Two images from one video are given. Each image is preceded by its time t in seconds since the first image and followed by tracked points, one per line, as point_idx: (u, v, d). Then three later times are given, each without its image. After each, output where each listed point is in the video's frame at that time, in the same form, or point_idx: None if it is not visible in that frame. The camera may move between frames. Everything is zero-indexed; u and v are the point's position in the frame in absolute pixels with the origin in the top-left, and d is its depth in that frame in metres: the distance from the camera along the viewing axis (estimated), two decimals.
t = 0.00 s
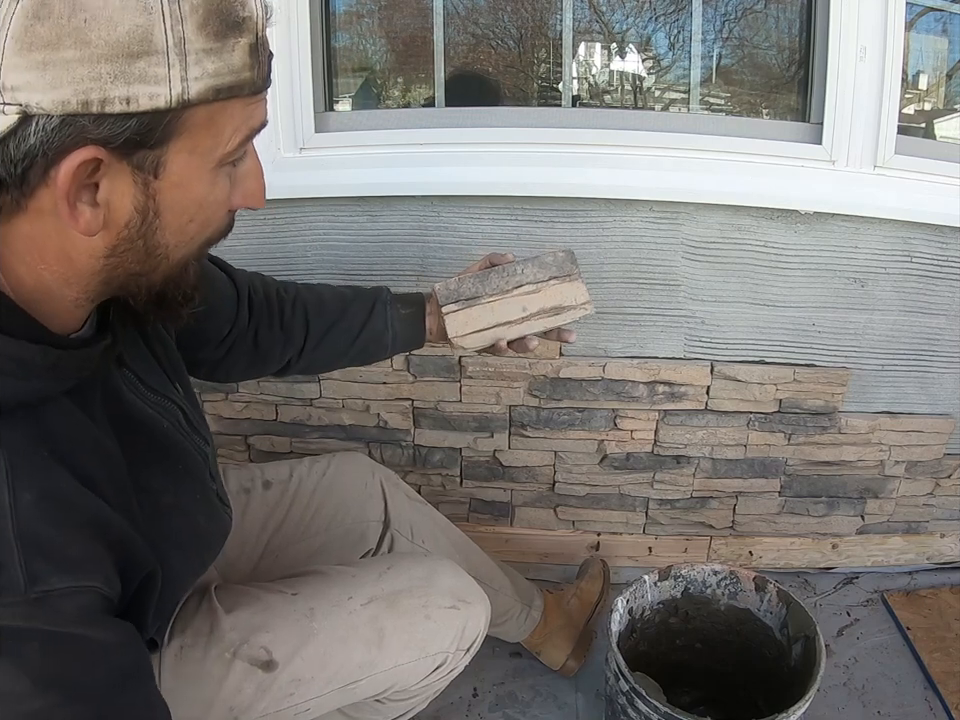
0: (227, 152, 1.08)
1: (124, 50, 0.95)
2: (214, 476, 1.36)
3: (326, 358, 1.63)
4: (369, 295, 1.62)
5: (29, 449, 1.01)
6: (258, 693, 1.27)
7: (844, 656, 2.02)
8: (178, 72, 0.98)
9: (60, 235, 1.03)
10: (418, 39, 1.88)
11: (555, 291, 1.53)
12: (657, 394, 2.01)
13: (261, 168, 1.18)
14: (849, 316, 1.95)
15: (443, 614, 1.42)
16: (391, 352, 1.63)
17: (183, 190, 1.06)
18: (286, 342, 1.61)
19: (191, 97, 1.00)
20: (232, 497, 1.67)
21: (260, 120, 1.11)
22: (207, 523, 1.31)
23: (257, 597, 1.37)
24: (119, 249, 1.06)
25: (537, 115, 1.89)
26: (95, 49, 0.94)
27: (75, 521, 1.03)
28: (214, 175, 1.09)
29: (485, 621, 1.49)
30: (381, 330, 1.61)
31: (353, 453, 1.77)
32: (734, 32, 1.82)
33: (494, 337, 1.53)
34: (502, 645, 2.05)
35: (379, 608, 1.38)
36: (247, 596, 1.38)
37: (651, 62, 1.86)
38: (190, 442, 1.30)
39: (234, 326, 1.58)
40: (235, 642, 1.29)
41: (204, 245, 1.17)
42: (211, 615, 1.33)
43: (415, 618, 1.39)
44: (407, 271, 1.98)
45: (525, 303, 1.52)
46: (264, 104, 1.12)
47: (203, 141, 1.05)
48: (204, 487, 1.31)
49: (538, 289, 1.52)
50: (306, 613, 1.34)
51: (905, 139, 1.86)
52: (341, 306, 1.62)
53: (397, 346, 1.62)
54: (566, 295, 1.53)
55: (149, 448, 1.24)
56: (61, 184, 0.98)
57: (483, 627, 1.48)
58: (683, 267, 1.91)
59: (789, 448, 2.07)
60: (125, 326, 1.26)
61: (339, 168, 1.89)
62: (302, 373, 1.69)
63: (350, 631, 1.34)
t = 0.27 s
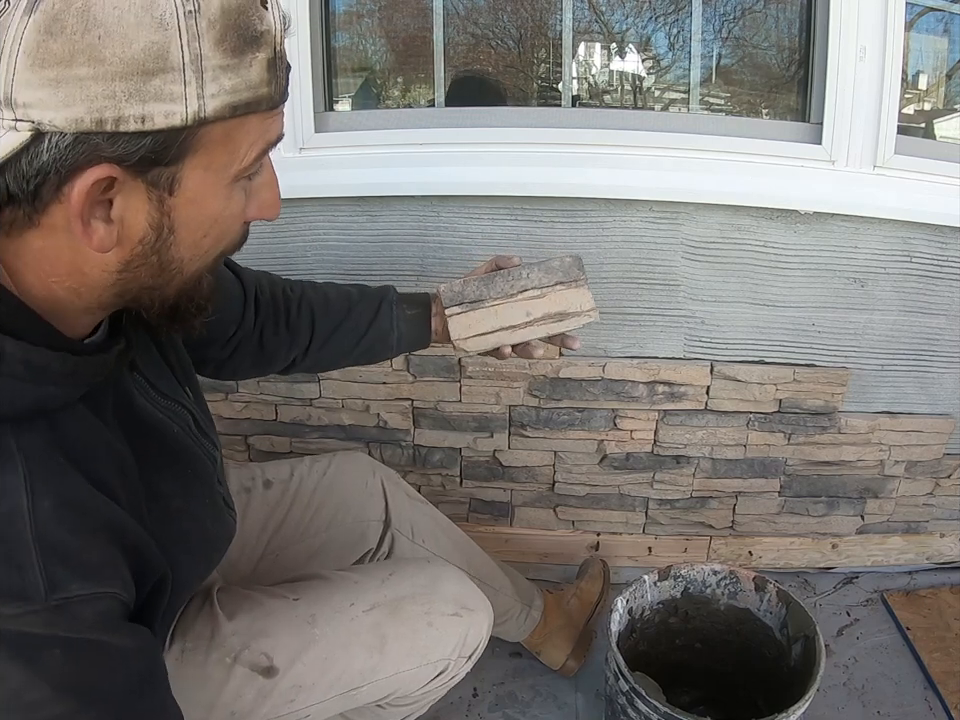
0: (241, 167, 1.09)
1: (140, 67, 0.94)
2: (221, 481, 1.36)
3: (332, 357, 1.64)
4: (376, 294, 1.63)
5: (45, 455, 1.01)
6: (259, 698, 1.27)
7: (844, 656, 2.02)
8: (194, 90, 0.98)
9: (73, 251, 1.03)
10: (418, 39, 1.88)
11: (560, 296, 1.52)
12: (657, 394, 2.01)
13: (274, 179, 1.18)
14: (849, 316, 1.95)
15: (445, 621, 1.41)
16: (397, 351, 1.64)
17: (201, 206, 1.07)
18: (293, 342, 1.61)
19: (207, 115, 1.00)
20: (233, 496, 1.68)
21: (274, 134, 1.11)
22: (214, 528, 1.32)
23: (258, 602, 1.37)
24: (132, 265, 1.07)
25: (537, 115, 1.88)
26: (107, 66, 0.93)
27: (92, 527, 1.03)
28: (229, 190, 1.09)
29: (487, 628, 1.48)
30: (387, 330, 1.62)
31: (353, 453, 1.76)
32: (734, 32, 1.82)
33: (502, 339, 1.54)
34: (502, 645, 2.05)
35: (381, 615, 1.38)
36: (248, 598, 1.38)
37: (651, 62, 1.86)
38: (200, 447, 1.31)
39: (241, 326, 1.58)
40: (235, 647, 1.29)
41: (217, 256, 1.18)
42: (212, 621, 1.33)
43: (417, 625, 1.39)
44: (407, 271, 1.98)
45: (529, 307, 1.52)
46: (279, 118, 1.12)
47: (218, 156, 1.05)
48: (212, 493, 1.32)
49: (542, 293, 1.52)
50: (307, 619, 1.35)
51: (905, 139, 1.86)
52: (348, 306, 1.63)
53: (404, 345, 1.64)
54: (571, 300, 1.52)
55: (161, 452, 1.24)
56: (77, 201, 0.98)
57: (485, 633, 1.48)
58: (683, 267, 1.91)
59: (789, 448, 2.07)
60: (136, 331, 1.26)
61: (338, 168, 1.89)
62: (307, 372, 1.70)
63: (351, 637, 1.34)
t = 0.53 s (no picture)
0: (182, 165, 0.99)
1: (77, 24, 0.93)
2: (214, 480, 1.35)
3: (316, 359, 1.63)
4: (358, 295, 1.62)
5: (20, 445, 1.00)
6: (259, 706, 1.27)
7: (844, 656, 2.02)
8: (125, 58, 0.94)
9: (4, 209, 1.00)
10: (417, 39, 1.88)
11: (543, 296, 1.53)
12: (657, 394, 2.01)
13: (242, 210, 1.08)
14: (849, 316, 1.95)
15: (448, 629, 1.41)
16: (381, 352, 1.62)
17: (126, 193, 0.99)
18: (277, 344, 1.61)
19: (134, 89, 0.95)
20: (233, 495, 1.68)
21: (231, 147, 1.02)
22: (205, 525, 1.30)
23: (259, 608, 1.37)
24: (51, 243, 1.00)
25: (537, 115, 1.88)
26: (53, 21, 0.94)
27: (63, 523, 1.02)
28: (163, 191, 1.00)
29: (490, 636, 1.48)
30: (370, 331, 1.60)
31: (355, 451, 1.76)
32: (733, 32, 1.82)
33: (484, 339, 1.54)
34: (501, 645, 2.05)
35: (383, 624, 1.38)
36: (248, 606, 1.38)
37: (651, 62, 1.86)
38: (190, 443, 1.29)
39: (226, 329, 1.57)
40: (237, 655, 1.29)
41: (162, 278, 1.07)
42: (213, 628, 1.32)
43: (419, 633, 1.39)
44: (407, 271, 1.98)
45: (512, 308, 1.53)
46: (242, 132, 1.03)
47: (151, 145, 0.98)
48: (204, 489, 1.30)
49: (525, 294, 1.52)
50: (309, 626, 1.34)
51: (905, 139, 1.86)
52: (330, 307, 1.61)
53: (386, 347, 1.62)
54: (553, 301, 1.53)
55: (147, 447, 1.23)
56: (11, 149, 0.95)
57: (488, 642, 1.48)
58: (683, 267, 1.91)
59: (789, 448, 2.07)
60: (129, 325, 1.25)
61: (338, 168, 1.89)
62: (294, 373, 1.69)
63: (353, 646, 1.34)
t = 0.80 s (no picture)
0: (60, 125, 0.93)
1: None
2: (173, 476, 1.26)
3: (265, 395, 1.64)
4: (311, 338, 1.65)
5: None
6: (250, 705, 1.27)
7: (844, 656, 2.02)
8: None
9: None
10: (417, 39, 1.88)
11: (494, 354, 1.56)
12: (656, 394, 2.01)
13: (138, 185, 1.02)
14: (849, 316, 1.95)
15: (442, 630, 1.40)
16: (330, 396, 1.65)
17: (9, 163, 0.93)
18: (229, 378, 1.61)
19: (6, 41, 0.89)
20: (232, 496, 1.68)
21: (115, 111, 0.95)
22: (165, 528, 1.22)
23: (252, 608, 1.36)
24: None
25: (537, 115, 1.88)
26: None
27: None
28: (44, 155, 0.94)
29: (485, 636, 1.47)
30: (320, 374, 1.63)
31: (357, 453, 1.76)
32: (733, 32, 1.82)
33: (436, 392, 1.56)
34: (501, 645, 2.05)
35: (375, 624, 1.37)
36: (244, 606, 1.37)
37: (651, 62, 1.86)
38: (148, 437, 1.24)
39: (185, 355, 1.56)
40: (228, 656, 1.28)
41: (52, 254, 1.02)
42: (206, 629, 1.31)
43: (412, 634, 1.38)
44: (406, 271, 1.98)
45: (462, 363, 1.56)
46: (130, 95, 0.96)
47: (30, 103, 0.92)
48: (168, 486, 1.23)
49: (477, 350, 1.56)
50: (302, 627, 1.33)
51: (905, 139, 1.86)
52: (283, 346, 1.64)
53: (335, 392, 1.65)
54: (504, 360, 1.56)
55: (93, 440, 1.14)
56: None
57: (483, 642, 1.47)
58: (682, 267, 1.91)
59: (789, 448, 2.07)
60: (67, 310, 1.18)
61: (337, 168, 1.89)
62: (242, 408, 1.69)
63: (344, 646, 1.33)
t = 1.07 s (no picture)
0: None
1: None
2: (142, 444, 1.24)
3: (213, 408, 1.63)
4: (262, 355, 1.66)
5: None
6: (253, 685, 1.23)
7: (844, 656, 2.02)
8: None
9: None
10: (417, 39, 1.89)
11: (444, 360, 1.58)
12: (656, 394, 2.01)
13: (65, 115, 1.03)
14: (848, 315, 1.95)
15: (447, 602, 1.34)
16: (278, 413, 1.64)
17: None
18: (179, 390, 1.61)
19: None
20: (227, 496, 1.70)
21: (32, 39, 0.96)
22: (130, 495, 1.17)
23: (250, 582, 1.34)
24: None
25: (536, 115, 1.88)
26: None
27: None
28: None
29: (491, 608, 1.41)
30: (270, 388, 1.63)
31: (356, 456, 1.77)
32: (733, 32, 1.82)
33: (380, 402, 1.56)
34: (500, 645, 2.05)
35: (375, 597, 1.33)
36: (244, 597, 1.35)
37: (650, 62, 1.86)
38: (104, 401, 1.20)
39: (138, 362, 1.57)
40: (230, 632, 1.26)
41: None
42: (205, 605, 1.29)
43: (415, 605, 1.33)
44: (406, 270, 1.98)
45: (412, 371, 1.57)
46: (45, 24, 0.97)
47: None
48: (138, 455, 1.21)
49: (426, 358, 1.58)
50: (301, 601, 1.30)
51: (905, 139, 1.86)
52: (234, 361, 1.65)
53: (285, 410, 1.65)
54: (454, 365, 1.58)
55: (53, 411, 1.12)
56: None
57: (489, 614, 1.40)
58: (682, 267, 1.91)
59: (789, 448, 2.07)
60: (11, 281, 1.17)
61: (336, 168, 1.89)
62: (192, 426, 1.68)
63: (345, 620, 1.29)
